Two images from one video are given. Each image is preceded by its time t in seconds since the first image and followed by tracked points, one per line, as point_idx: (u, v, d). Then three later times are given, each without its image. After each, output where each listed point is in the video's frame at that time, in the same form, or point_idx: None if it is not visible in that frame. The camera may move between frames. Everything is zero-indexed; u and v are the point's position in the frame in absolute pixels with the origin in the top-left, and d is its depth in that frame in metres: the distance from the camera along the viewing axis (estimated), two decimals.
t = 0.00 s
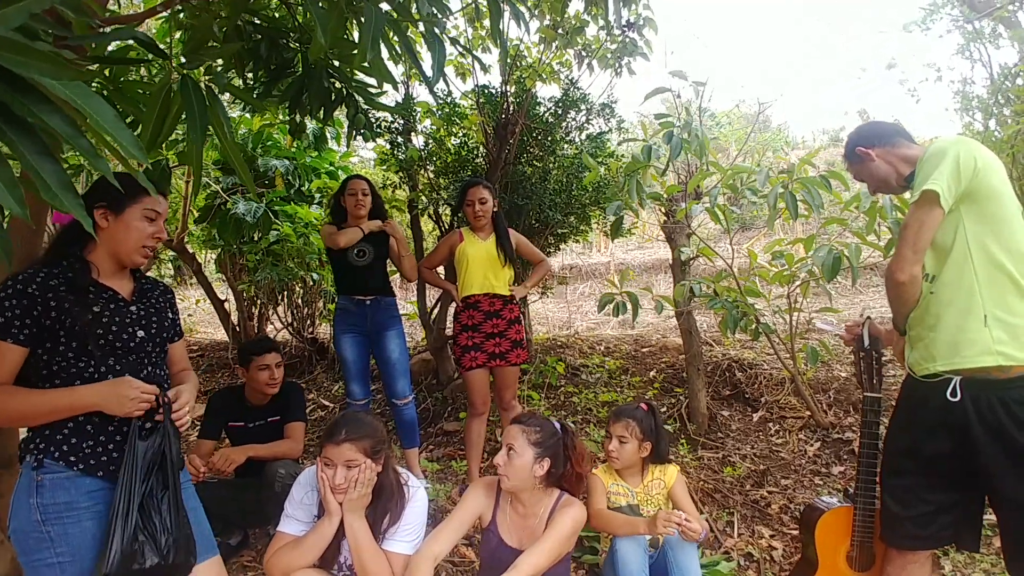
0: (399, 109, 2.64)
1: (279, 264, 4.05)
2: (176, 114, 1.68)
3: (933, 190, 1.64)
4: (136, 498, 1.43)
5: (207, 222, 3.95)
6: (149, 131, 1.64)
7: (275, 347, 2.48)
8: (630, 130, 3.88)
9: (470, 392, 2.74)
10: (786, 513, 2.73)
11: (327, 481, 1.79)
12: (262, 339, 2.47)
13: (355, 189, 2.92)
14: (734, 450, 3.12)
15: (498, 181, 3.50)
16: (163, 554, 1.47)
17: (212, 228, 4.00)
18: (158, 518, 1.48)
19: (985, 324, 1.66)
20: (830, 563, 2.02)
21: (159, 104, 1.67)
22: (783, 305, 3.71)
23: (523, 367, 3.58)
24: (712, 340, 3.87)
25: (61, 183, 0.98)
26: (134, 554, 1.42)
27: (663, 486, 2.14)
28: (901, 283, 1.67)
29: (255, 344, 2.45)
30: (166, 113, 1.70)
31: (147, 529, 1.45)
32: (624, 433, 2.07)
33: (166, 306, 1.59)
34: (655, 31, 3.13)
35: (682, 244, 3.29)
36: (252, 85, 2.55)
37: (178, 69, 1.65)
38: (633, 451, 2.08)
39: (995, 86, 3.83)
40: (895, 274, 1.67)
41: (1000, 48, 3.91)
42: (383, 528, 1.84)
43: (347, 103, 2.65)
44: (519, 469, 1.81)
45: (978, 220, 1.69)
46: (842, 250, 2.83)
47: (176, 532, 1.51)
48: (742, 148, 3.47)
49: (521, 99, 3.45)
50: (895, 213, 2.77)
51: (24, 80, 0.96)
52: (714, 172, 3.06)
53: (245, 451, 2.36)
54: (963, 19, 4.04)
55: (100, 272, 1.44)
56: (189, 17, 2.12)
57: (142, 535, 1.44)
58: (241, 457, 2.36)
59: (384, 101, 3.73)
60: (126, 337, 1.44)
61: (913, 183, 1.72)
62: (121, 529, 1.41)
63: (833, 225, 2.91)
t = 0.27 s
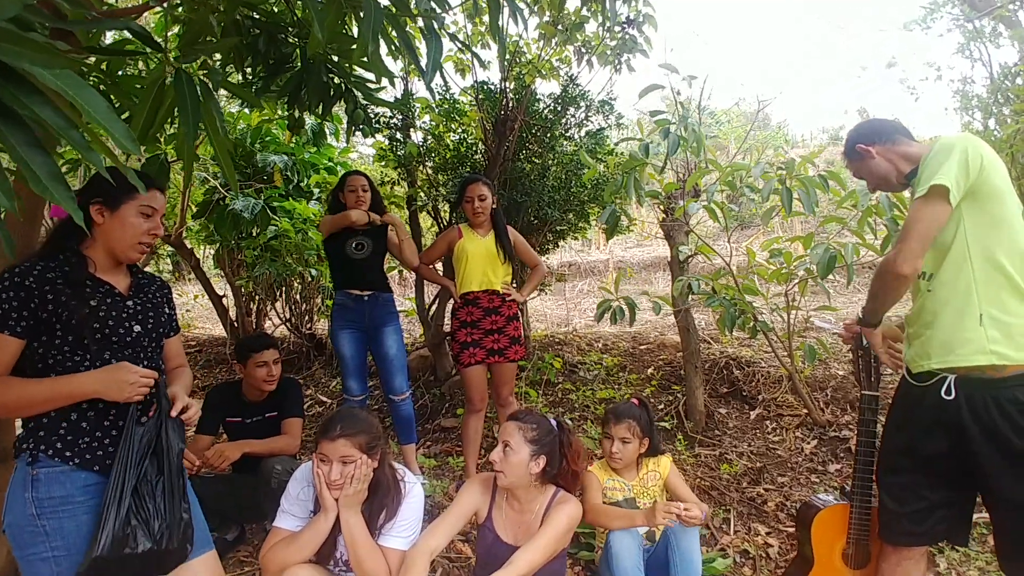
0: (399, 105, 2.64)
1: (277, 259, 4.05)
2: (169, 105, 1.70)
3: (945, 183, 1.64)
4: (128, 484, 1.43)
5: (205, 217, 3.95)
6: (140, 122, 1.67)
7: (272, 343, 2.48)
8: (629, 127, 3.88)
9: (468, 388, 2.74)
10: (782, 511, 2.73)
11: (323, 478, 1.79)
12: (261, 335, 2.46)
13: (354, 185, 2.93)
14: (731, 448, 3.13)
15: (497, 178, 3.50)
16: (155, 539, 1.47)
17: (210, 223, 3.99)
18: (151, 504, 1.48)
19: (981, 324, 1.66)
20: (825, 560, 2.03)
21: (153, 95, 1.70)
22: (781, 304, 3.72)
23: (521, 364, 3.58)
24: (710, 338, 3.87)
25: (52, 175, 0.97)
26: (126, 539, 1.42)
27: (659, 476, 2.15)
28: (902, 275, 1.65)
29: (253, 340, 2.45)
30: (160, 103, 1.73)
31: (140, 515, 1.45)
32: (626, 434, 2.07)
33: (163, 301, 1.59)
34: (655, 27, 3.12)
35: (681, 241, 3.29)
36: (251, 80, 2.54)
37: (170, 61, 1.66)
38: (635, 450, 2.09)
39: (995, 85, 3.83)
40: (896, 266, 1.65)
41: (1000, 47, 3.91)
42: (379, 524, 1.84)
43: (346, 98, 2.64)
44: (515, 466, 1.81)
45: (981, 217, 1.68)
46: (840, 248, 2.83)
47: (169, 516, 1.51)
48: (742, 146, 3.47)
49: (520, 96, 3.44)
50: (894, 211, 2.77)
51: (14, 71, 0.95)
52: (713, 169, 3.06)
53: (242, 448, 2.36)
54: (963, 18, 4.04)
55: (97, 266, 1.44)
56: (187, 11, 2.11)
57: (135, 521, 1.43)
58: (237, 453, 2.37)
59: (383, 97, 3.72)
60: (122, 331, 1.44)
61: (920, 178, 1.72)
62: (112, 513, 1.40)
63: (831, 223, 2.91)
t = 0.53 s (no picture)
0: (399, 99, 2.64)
1: (278, 254, 4.04)
2: (168, 100, 1.71)
3: (961, 177, 1.63)
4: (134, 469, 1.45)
5: (206, 211, 3.94)
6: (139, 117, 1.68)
7: (273, 338, 2.48)
8: (631, 123, 3.87)
9: (467, 383, 2.74)
10: (781, 507, 2.74)
11: (322, 472, 1.79)
12: (262, 331, 2.46)
13: (356, 180, 2.93)
14: (730, 444, 3.13)
15: (497, 174, 3.49)
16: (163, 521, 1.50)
17: (211, 217, 3.99)
18: (159, 488, 1.50)
19: (986, 322, 1.65)
20: (824, 555, 2.03)
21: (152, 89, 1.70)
22: (781, 300, 3.72)
23: (520, 360, 3.58)
24: (710, 334, 3.87)
25: (50, 168, 0.98)
26: (135, 523, 1.44)
27: (659, 475, 2.15)
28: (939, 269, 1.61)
29: (254, 335, 2.45)
30: (159, 98, 1.74)
31: (148, 498, 1.47)
32: (631, 428, 2.07)
33: (163, 294, 1.58)
34: (656, 23, 3.12)
35: (681, 237, 3.29)
36: (252, 73, 2.54)
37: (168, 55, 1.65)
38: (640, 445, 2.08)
39: (998, 82, 3.82)
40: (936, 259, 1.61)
41: (1003, 44, 3.90)
42: (378, 518, 1.85)
43: (346, 92, 2.64)
44: (511, 460, 1.82)
45: (988, 215, 1.68)
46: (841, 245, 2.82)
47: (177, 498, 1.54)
48: (743, 142, 3.46)
49: (521, 91, 3.44)
50: (895, 207, 2.76)
51: (10, 63, 0.94)
52: (714, 165, 3.05)
53: (241, 442, 2.38)
54: (966, 14, 4.02)
55: (98, 258, 1.44)
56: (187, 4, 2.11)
57: (143, 504, 1.46)
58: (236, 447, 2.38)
59: (384, 91, 3.72)
60: (121, 324, 1.44)
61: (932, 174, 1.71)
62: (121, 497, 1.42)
63: (832, 219, 2.91)
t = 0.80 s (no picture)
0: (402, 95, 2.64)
1: (280, 250, 4.05)
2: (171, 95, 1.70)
3: (987, 174, 1.59)
4: (144, 467, 1.48)
5: (208, 207, 3.94)
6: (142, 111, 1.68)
7: (274, 334, 2.48)
8: (633, 119, 3.86)
9: (469, 379, 2.74)
10: (782, 503, 2.73)
11: (327, 427, 1.85)
12: (263, 327, 2.46)
13: (357, 176, 2.93)
14: (732, 440, 3.13)
15: (499, 169, 3.49)
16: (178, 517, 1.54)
17: (213, 213, 4.00)
18: (171, 485, 1.54)
19: (998, 320, 1.64)
20: (824, 553, 2.02)
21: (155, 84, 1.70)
22: (784, 297, 3.71)
23: (522, 356, 3.58)
24: (712, 331, 3.87)
25: (56, 157, 0.98)
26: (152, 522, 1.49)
27: (661, 474, 2.15)
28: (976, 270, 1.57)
29: (255, 331, 2.45)
30: (162, 94, 1.73)
31: (161, 497, 1.51)
32: (637, 428, 2.07)
33: (165, 289, 1.58)
34: (659, 18, 3.11)
35: (684, 233, 3.28)
36: (254, 69, 2.54)
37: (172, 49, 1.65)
38: (643, 445, 2.08)
39: (1003, 78, 3.80)
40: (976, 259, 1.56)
41: (1008, 40, 3.88)
42: (374, 507, 1.86)
43: (348, 87, 2.63)
44: (509, 455, 1.82)
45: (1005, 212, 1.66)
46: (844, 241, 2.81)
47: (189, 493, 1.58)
48: (745, 139, 3.45)
49: (523, 86, 3.43)
50: (898, 204, 2.75)
51: (12, 50, 0.94)
52: (717, 161, 3.04)
53: (241, 438, 2.38)
54: (971, 10, 4.01)
55: (99, 253, 1.44)
56: None
57: (157, 503, 1.50)
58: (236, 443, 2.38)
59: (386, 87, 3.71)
60: (123, 317, 1.44)
61: (951, 170, 1.67)
62: (133, 498, 1.45)
63: (835, 216, 2.90)
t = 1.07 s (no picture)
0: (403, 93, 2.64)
1: (282, 248, 4.04)
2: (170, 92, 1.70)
3: (1020, 174, 1.54)
4: (135, 477, 1.48)
5: (209, 205, 3.94)
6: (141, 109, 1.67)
7: (274, 332, 2.48)
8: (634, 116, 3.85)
9: (471, 376, 2.74)
10: (785, 500, 2.73)
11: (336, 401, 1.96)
12: (264, 324, 2.47)
13: (358, 174, 2.91)
14: (734, 438, 3.13)
15: (501, 167, 3.48)
16: (172, 529, 1.53)
17: (215, 212, 4.00)
18: (165, 490, 1.54)
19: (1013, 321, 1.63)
20: (826, 550, 2.02)
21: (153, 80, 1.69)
22: (786, 294, 3.70)
23: (524, 353, 3.58)
24: (714, 328, 3.86)
25: (55, 155, 0.97)
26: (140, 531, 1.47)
27: (664, 472, 2.14)
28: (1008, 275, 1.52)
29: (257, 328, 2.45)
30: (159, 92, 1.73)
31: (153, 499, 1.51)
32: (640, 427, 2.07)
33: (167, 288, 1.58)
34: (661, 15, 3.10)
35: (686, 230, 3.27)
36: (255, 67, 2.53)
37: (171, 47, 1.65)
38: (645, 443, 2.08)
39: (1006, 74, 3.79)
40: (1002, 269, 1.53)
41: (1012, 35, 3.86)
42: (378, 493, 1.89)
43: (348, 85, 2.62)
44: (509, 453, 1.82)
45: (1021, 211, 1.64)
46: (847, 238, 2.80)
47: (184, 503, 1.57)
48: (747, 136, 3.44)
49: (524, 84, 3.42)
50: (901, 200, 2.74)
51: (8, 47, 0.93)
52: (720, 158, 3.03)
53: (244, 437, 2.38)
54: (975, 6, 3.99)
55: (102, 253, 1.44)
56: None
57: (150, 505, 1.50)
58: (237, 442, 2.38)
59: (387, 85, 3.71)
60: (125, 315, 1.43)
61: (975, 167, 1.62)
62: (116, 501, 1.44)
63: (838, 212, 2.89)
